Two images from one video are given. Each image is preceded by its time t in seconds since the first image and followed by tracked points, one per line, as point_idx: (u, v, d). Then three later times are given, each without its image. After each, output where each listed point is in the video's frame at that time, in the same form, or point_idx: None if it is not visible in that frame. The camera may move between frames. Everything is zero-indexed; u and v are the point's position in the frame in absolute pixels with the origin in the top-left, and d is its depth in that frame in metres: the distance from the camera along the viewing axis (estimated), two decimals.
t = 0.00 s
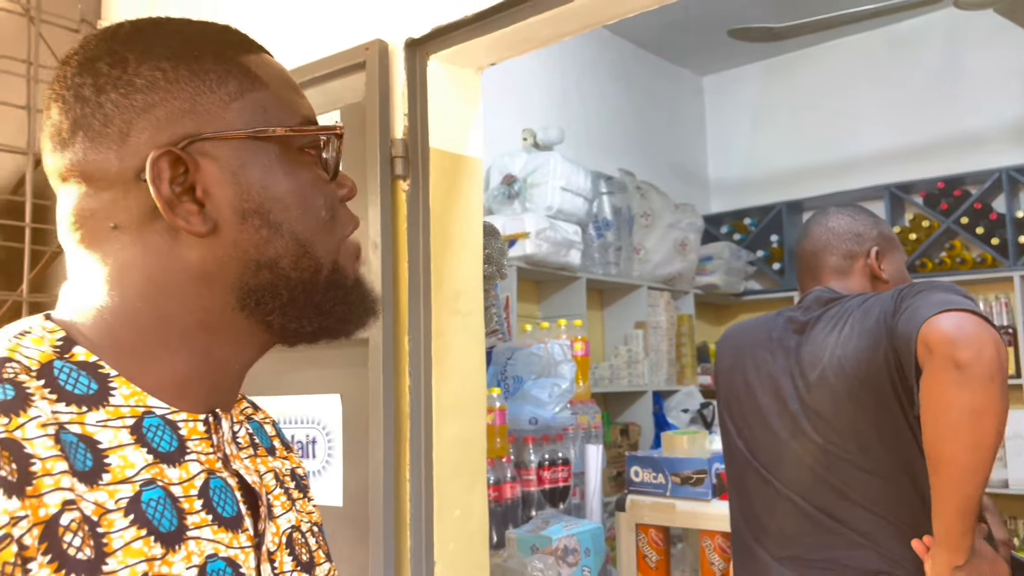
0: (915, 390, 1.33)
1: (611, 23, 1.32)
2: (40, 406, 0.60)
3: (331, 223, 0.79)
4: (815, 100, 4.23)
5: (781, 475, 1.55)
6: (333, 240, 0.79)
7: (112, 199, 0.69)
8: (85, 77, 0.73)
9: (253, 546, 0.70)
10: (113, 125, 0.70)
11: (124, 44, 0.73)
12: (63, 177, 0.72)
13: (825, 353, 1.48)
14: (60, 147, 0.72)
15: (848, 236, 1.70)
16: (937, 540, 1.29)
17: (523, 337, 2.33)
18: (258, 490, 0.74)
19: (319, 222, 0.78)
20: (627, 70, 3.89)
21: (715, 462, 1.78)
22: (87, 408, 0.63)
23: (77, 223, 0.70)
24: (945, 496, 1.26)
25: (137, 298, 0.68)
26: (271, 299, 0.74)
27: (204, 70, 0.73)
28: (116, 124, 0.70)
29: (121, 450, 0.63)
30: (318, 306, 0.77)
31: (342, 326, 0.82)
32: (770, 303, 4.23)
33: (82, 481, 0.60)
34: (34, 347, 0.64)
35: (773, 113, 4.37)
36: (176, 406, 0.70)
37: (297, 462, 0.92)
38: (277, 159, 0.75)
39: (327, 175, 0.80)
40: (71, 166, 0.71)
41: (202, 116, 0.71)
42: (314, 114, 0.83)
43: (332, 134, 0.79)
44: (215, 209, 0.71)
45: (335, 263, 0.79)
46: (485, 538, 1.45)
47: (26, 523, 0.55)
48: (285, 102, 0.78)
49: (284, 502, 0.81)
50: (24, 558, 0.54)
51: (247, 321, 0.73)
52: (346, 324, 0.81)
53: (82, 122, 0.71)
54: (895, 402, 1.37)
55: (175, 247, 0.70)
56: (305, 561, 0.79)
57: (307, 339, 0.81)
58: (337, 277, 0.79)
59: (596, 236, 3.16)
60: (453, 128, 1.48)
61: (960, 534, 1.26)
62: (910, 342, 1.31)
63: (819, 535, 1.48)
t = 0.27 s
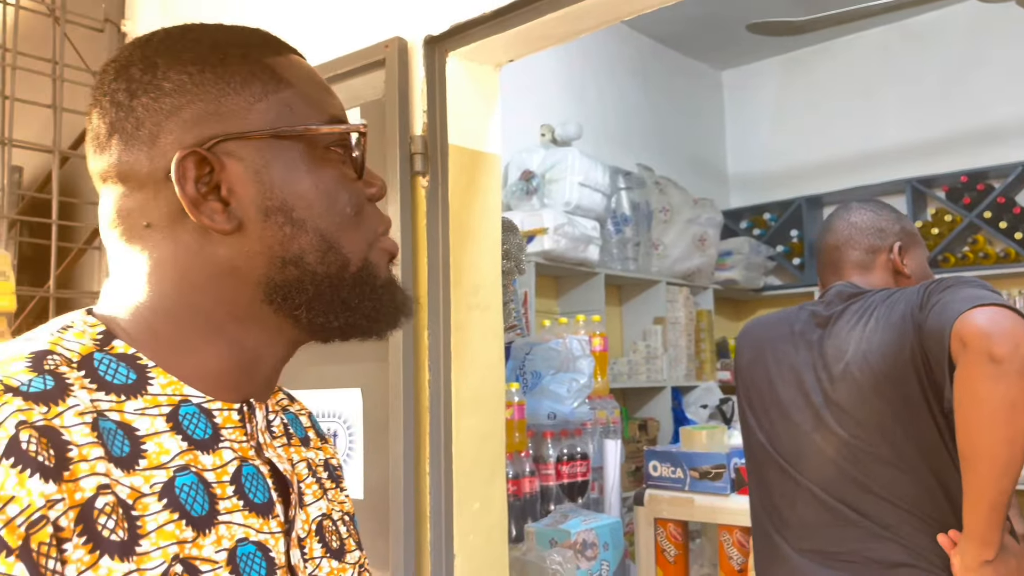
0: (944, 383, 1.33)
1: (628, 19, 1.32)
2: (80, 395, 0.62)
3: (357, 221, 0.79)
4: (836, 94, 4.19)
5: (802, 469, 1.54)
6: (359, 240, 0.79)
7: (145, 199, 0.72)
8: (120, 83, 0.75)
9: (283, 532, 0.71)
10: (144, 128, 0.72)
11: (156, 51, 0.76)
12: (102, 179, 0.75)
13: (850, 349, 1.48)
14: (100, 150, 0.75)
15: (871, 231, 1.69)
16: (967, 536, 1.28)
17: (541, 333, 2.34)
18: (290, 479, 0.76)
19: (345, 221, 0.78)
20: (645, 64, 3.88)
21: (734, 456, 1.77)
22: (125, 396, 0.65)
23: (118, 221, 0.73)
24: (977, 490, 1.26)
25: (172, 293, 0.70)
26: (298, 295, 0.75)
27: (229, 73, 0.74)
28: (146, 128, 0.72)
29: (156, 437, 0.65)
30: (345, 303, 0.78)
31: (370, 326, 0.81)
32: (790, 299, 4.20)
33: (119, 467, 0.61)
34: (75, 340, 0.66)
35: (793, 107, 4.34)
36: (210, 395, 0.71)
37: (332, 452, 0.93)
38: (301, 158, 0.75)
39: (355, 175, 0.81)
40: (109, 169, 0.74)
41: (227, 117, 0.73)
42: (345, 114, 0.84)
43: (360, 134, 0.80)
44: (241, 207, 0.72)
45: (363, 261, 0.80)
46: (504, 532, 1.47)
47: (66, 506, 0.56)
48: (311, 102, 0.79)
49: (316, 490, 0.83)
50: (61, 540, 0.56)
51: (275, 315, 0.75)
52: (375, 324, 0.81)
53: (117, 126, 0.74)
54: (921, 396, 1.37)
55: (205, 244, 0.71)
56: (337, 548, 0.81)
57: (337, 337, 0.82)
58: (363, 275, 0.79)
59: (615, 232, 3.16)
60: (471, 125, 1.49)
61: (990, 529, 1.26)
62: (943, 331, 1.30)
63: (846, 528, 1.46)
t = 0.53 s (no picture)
0: (972, 381, 1.33)
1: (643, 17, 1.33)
2: (121, 395, 0.65)
3: (381, 220, 0.80)
4: (853, 89, 4.17)
5: (822, 464, 1.54)
6: (383, 238, 0.80)
7: (179, 204, 0.74)
8: (153, 94, 0.78)
9: (313, 527, 0.73)
10: (176, 137, 0.75)
11: (186, 64, 0.78)
12: (138, 188, 0.77)
13: (874, 345, 1.48)
14: (135, 160, 0.77)
15: (892, 229, 1.69)
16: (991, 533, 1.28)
17: (557, 330, 2.36)
18: (321, 476, 0.77)
19: (369, 220, 0.79)
20: (660, 61, 3.87)
21: (750, 453, 1.77)
22: (163, 395, 0.67)
23: (155, 226, 0.75)
24: (1006, 486, 1.26)
25: (207, 297, 0.73)
26: (326, 294, 0.76)
27: (257, 80, 0.76)
28: (178, 136, 0.75)
29: (192, 434, 0.67)
30: (372, 300, 0.79)
31: (396, 323, 0.82)
32: (807, 295, 4.19)
33: (156, 464, 0.64)
34: (119, 341, 0.69)
35: (810, 103, 4.32)
36: (246, 394, 0.73)
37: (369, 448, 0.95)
38: (326, 160, 0.77)
39: (378, 174, 0.81)
40: (144, 178, 0.76)
41: (255, 123, 0.75)
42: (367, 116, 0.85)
43: (382, 134, 0.80)
44: (269, 209, 0.74)
45: (387, 258, 0.80)
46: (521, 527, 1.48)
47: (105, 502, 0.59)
48: (334, 104, 0.80)
49: (348, 486, 0.85)
50: (99, 534, 0.59)
51: (305, 314, 0.76)
52: (399, 320, 0.81)
53: (151, 136, 0.76)
54: (947, 394, 1.37)
55: (237, 247, 0.73)
56: (366, 543, 0.83)
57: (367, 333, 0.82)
58: (388, 273, 0.80)
59: (630, 229, 3.16)
60: (487, 124, 1.50)
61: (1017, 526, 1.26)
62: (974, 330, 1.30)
63: (868, 522, 1.47)
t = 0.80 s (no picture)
0: (994, 375, 1.32)
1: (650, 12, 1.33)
2: (140, 387, 0.66)
3: (387, 228, 0.80)
4: (864, 83, 4.15)
5: (836, 455, 1.55)
6: (385, 245, 0.80)
7: (196, 195, 0.75)
8: (178, 87, 0.79)
9: (325, 513, 0.74)
10: (197, 129, 0.76)
11: (214, 61, 0.79)
12: (158, 175, 0.79)
13: (893, 337, 1.48)
14: (157, 148, 0.79)
15: (911, 223, 1.69)
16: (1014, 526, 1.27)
17: (566, 325, 2.36)
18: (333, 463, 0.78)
19: (374, 227, 0.79)
20: (670, 55, 3.87)
21: (758, 446, 1.77)
22: (181, 387, 0.69)
23: (172, 215, 0.77)
24: None
25: (217, 289, 0.74)
26: (327, 297, 0.76)
27: (281, 82, 0.77)
28: (198, 128, 0.76)
29: (209, 423, 0.68)
30: (372, 307, 0.78)
31: (394, 330, 0.81)
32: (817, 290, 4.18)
33: (174, 455, 0.65)
34: (138, 335, 0.70)
35: (820, 97, 4.30)
36: (260, 383, 0.74)
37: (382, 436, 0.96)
38: (339, 164, 0.77)
39: (390, 183, 0.82)
40: (164, 165, 0.78)
41: (274, 122, 0.76)
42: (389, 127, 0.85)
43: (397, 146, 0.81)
44: (278, 208, 0.75)
45: (387, 267, 0.80)
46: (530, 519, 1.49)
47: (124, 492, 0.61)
48: (354, 110, 0.81)
49: (360, 473, 0.86)
50: (117, 523, 0.60)
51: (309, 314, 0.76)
52: (398, 327, 0.81)
53: (174, 126, 0.78)
54: (966, 389, 1.36)
55: (247, 241, 0.74)
56: (378, 528, 0.84)
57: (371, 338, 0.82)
58: (388, 281, 0.79)
59: (639, 224, 3.16)
60: (496, 119, 1.51)
61: None
62: (1003, 330, 1.31)
63: (882, 514, 1.47)
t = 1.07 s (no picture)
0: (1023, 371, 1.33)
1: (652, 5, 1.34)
2: (160, 376, 0.68)
3: (409, 219, 0.81)
4: (870, 75, 4.14)
5: (856, 443, 1.52)
6: (407, 236, 0.81)
7: (219, 193, 0.77)
8: (199, 88, 0.80)
9: (337, 499, 0.75)
10: (220, 131, 0.77)
11: (232, 61, 0.80)
12: (180, 176, 0.80)
13: (919, 327, 1.47)
14: (179, 149, 0.80)
15: (932, 214, 1.69)
16: None
17: (570, 316, 2.37)
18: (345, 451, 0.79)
19: (395, 218, 0.80)
20: (675, 47, 3.87)
21: (760, 436, 1.79)
22: (199, 375, 0.70)
23: (195, 214, 0.78)
24: None
25: (240, 283, 0.75)
26: (351, 286, 0.77)
27: (299, 82, 0.78)
28: (222, 130, 0.77)
29: (225, 412, 0.70)
30: (394, 294, 0.80)
31: (414, 317, 0.83)
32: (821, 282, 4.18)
33: (191, 442, 0.67)
34: (158, 325, 0.72)
35: (826, 88, 4.29)
36: (276, 372, 0.76)
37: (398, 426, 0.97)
38: (360, 160, 0.78)
39: (406, 176, 0.82)
40: (187, 166, 0.79)
41: (296, 121, 0.77)
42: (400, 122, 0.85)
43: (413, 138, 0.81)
44: (304, 204, 0.76)
45: (408, 256, 0.81)
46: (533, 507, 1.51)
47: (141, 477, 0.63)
48: (371, 108, 0.81)
49: (372, 460, 0.87)
50: (134, 506, 0.62)
51: (331, 305, 0.77)
52: (417, 315, 0.82)
53: (196, 128, 0.78)
54: (989, 378, 1.37)
55: (271, 235, 0.76)
56: (388, 514, 0.86)
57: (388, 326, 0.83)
58: (408, 269, 0.81)
59: (644, 216, 3.17)
60: (500, 111, 1.52)
61: None
62: None
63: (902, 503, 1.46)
